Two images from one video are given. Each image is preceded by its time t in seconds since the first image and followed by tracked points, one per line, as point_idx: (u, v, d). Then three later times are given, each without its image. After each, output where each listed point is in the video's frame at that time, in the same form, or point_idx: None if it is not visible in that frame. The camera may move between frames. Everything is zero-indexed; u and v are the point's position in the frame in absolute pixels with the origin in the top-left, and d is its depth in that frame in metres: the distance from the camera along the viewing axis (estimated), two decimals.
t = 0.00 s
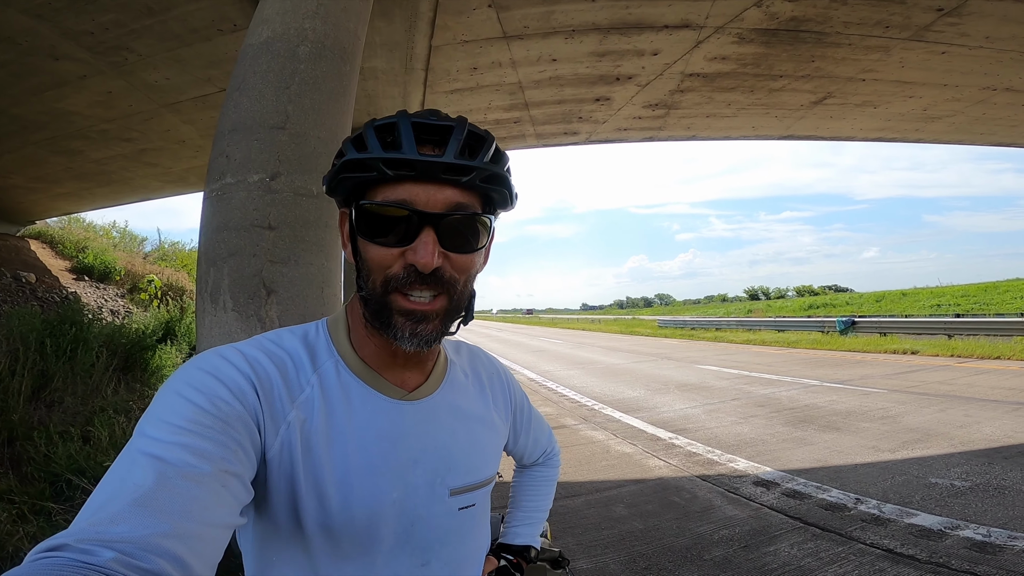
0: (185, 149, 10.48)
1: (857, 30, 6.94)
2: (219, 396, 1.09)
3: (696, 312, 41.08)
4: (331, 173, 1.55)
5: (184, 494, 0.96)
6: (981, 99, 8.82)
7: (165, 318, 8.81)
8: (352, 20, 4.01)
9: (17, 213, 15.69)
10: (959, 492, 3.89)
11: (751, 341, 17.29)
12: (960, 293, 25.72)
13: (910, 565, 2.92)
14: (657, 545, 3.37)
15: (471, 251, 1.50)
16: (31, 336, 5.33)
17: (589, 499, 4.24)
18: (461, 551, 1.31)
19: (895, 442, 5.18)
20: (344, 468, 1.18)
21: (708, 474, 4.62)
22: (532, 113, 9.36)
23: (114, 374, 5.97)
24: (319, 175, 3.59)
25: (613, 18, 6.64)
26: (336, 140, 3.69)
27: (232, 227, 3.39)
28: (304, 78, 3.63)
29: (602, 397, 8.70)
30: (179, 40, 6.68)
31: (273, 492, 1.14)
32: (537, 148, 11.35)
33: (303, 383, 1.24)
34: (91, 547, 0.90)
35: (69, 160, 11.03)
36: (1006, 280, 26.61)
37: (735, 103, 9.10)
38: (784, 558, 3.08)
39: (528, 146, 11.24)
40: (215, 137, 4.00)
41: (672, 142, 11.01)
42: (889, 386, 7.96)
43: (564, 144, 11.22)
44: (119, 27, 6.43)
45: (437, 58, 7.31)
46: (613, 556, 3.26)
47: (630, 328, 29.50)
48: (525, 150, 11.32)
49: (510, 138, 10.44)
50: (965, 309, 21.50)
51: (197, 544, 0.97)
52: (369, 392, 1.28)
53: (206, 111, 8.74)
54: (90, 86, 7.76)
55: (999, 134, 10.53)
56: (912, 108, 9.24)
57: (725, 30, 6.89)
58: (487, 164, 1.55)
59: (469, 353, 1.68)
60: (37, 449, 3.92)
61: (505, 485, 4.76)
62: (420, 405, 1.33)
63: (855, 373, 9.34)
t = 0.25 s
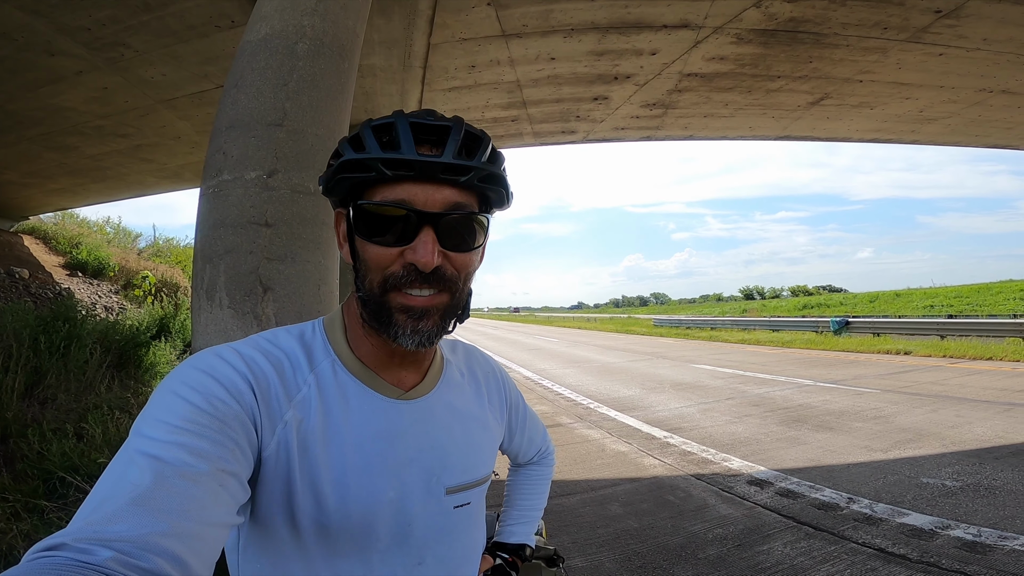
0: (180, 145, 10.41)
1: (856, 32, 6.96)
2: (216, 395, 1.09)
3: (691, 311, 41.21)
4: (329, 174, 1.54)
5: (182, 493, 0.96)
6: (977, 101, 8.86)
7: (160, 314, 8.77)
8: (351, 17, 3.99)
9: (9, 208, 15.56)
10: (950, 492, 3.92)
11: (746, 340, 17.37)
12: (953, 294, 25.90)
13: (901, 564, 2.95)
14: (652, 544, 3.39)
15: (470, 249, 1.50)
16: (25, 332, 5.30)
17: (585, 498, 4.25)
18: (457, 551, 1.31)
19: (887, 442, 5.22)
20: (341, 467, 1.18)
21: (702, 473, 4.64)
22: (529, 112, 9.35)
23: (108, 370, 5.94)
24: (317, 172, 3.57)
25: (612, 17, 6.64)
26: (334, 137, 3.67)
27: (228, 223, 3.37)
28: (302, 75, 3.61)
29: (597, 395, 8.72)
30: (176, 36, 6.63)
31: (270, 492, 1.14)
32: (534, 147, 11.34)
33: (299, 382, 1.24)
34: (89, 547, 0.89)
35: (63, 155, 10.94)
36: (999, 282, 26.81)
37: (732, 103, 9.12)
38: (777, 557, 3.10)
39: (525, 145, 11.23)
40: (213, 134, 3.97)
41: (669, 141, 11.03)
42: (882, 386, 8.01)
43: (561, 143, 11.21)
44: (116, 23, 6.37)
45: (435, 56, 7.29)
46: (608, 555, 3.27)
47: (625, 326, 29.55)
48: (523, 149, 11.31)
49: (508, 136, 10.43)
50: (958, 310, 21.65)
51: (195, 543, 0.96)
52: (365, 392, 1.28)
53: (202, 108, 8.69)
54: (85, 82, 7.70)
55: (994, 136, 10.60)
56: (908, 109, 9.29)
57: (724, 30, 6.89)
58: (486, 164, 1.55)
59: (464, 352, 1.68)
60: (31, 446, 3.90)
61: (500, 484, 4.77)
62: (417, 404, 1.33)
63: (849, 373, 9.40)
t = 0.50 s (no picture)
0: (179, 142, 10.38)
1: (856, 33, 6.97)
2: (210, 396, 1.08)
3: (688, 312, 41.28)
4: (337, 168, 1.49)
5: (177, 494, 0.96)
6: (976, 103, 8.89)
7: (156, 311, 8.75)
8: (352, 15, 3.98)
9: (6, 204, 15.50)
10: (944, 493, 3.94)
11: (743, 341, 17.41)
12: (949, 296, 26.01)
13: (895, 565, 2.96)
14: (648, 543, 3.40)
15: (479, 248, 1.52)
16: (20, 329, 5.28)
17: (581, 497, 4.26)
18: (454, 549, 1.31)
19: (883, 443, 5.24)
20: (336, 466, 1.18)
21: (698, 473, 4.65)
22: (529, 111, 9.35)
23: (104, 367, 5.93)
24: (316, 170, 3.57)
25: (613, 17, 6.63)
26: (333, 135, 3.67)
27: (226, 221, 3.37)
28: (302, 73, 3.60)
29: (594, 395, 8.73)
30: (176, 33, 6.61)
31: (266, 491, 1.14)
32: (533, 146, 11.33)
33: (294, 382, 1.23)
34: (83, 548, 0.89)
35: (61, 151, 10.89)
36: (995, 284, 26.92)
37: (731, 104, 9.13)
38: (773, 558, 3.11)
39: (524, 144, 11.22)
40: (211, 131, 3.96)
41: (668, 141, 11.04)
42: (878, 387, 8.04)
43: (560, 142, 11.21)
44: (115, 20, 6.35)
45: (435, 54, 7.28)
46: (604, 554, 3.28)
47: (623, 326, 29.58)
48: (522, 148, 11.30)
49: (507, 135, 10.42)
50: (954, 312, 21.74)
51: (190, 544, 0.97)
52: (362, 390, 1.28)
53: (201, 105, 8.67)
54: (84, 78, 7.67)
55: (991, 138, 10.63)
56: (907, 111, 9.31)
57: (724, 31, 6.90)
58: (496, 166, 1.58)
59: (460, 350, 1.69)
60: (26, 443, 3.89)
61: (497, 483, 4.77)
62: (413, 402, 1.33)
63: (845, 374, 9.42)
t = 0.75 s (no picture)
0: (177, 142, 10.37)
1: (854, 36, 7.00)
2: (206, 396, 1.08)
3: (686, 314, 41.33)
4: (336, 167, 1.47)
5: (174, 493, 0.96)
6: (972, 106, 8.94)
7: (153, 312, 8.72)
8: (352, 16, 3.99)
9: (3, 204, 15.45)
10: (941, 494, 3.95)
11: (740, 343, 17.43)
12: (945, 299, 26.11)
13: (892, 566, 2.96)
14: (646, 544, 3.40)
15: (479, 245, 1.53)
16: (16, 329, 5.26)
17: (579, 498, 4.26)
18: (452, 548, 1.31)
19: (880, 445, 5.25)
20: (334, 466, 1.18)
21: (696, 474, 4.65)
22: (527, 113, 9.36)
23: (100, 368, 5.90)
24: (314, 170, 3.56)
25: (612, 19, 6.65)
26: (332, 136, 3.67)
27: (224, 221, 3.36)
28: (301, 73, 3.60)
29: (592, 396, 8.73)
30: (175, 33, 6.60)
31: (264, 492, 1.14)
32: (532, 148, 11.35)
33: (291, 381, 1.23)
34: (80, 549, 0.89)
35: (58, 152, 10.87)
36: (991, 286, 27.01)
37: (729, 107, 9.17)
38: (770, 558, 3.12)
39: (523, 145, 11.24)
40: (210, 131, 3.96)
41: (666, 143, 11.06)
42: (875, 389, 8.06)
43: (559, 144, 11.23)
44: (115, 20, 6.35)
45: (434, 56, 7.29)
46: (602, 555, 3.28)
47: (620, 329, 29.59)
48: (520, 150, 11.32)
49: (505, 137, 10.44)
50: (951, 314, 21.82)
51: (187, 544, 0.97)
52: (360, 390, 1.28)
53: (200, 106, 8.66)
54: (83, 79, 7.66)
55: (988, 141, 10.69)
56: (904, 113, 9.35)
57: (723, 33, 6.93)
58: (493, 164, 1.59)
59: (457, 349, 1.68)
60: (21, 444, 3.87)
61: (494, 484, 4.77)
62: (411, 401, 1.33)
63: (842, 376, 9.45)
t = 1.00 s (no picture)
0: (176, 143, 10.37)
1: (853, 37, 7.01)
2: (205, 395, 1.08)
3: (685, 315, 41.35)
4: (339, 165, 1.46)
5: (173, 493, 0.96)
6: (972, 108, 8.95)
7: (152, 312, 8.72)
8: (352, 17, 3.99)
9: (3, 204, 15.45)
10: (939, 495, 3.95)
11: (739, 344, 17.45)
12: (944, 300, 26.15)
13: (891, 566, 2.97)
14: (645, 545, 3.40)
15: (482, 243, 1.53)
16: (15, 329, 5.25)
17: (578, 499, 4.26)
18: (451, 547, 1.31)
19: (878, 446, 5.26)
20: (333, 465, 1.18)
21: (695, 475, 4.66)
22: (527, 113, 9.37)
23: (99, 368, 5.90)
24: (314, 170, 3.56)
25: (612, 20, 6.66)
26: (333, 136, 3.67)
27: (224, 221, 3.37)
28: (302, 73, 3.60)
29: (591, 397, 8.74)
30: (176, 34, 6.60)
31: (263, 491, 1.14)
32: (531, 149, 11.37)
33: (290, 380, 1.23)
34: (80, 548, 0.89)
35: (58, 152, 10.87)
36: (990, 288, 27.05)
37: (729, 108, 9.18)
38: (769, 559, 3.12)
39: (522, 147, 11.25)
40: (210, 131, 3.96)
41: (665, 145, 11.08)
42: (874, 390, 8.07)
43: (558, 145, 11.24)
44: (115, 20, 6.35)
45: (434, 57, 7.30)
46: (601, 556, 3.28)
47: (619, 330, 29.60)
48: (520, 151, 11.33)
49: (505, 138, 10.45)
50: (950, 316, 21.86)
51: (186, 543, 0.97)
52: (359, 388, 1.28)
53: (200, 106, 8.66)
54: (83, 79, 7.66)
55: (987, 143, 10.71)
56: (904, 115, 9.37)
57: (722, 34, 6.94)
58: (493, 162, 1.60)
59: (456, 348, 1.68)
60: (20, 444, 3.87)
61: (493, 485, 4.77)
62: (410, 400, 1.33)
63: (841, 378, 9.45)
